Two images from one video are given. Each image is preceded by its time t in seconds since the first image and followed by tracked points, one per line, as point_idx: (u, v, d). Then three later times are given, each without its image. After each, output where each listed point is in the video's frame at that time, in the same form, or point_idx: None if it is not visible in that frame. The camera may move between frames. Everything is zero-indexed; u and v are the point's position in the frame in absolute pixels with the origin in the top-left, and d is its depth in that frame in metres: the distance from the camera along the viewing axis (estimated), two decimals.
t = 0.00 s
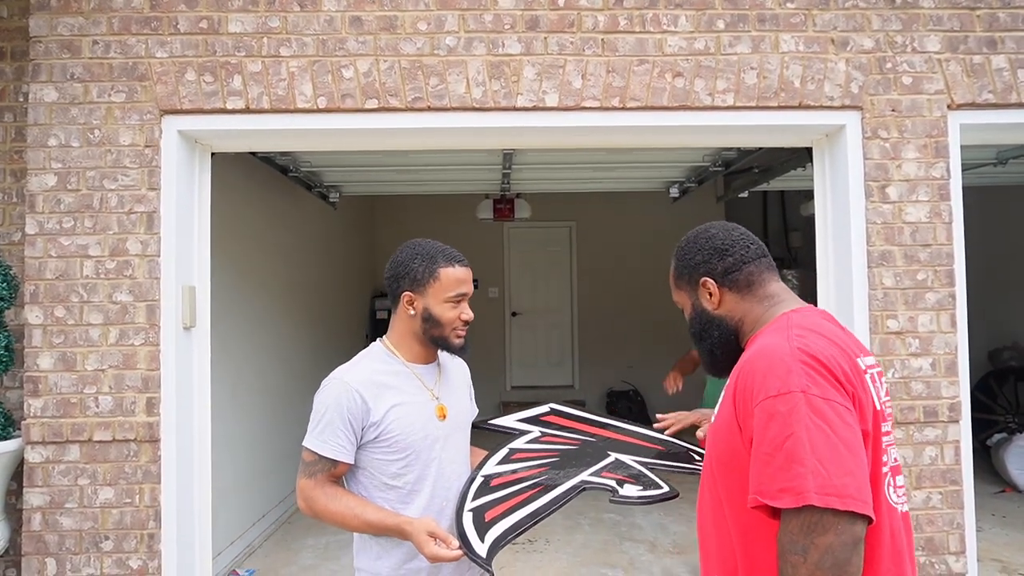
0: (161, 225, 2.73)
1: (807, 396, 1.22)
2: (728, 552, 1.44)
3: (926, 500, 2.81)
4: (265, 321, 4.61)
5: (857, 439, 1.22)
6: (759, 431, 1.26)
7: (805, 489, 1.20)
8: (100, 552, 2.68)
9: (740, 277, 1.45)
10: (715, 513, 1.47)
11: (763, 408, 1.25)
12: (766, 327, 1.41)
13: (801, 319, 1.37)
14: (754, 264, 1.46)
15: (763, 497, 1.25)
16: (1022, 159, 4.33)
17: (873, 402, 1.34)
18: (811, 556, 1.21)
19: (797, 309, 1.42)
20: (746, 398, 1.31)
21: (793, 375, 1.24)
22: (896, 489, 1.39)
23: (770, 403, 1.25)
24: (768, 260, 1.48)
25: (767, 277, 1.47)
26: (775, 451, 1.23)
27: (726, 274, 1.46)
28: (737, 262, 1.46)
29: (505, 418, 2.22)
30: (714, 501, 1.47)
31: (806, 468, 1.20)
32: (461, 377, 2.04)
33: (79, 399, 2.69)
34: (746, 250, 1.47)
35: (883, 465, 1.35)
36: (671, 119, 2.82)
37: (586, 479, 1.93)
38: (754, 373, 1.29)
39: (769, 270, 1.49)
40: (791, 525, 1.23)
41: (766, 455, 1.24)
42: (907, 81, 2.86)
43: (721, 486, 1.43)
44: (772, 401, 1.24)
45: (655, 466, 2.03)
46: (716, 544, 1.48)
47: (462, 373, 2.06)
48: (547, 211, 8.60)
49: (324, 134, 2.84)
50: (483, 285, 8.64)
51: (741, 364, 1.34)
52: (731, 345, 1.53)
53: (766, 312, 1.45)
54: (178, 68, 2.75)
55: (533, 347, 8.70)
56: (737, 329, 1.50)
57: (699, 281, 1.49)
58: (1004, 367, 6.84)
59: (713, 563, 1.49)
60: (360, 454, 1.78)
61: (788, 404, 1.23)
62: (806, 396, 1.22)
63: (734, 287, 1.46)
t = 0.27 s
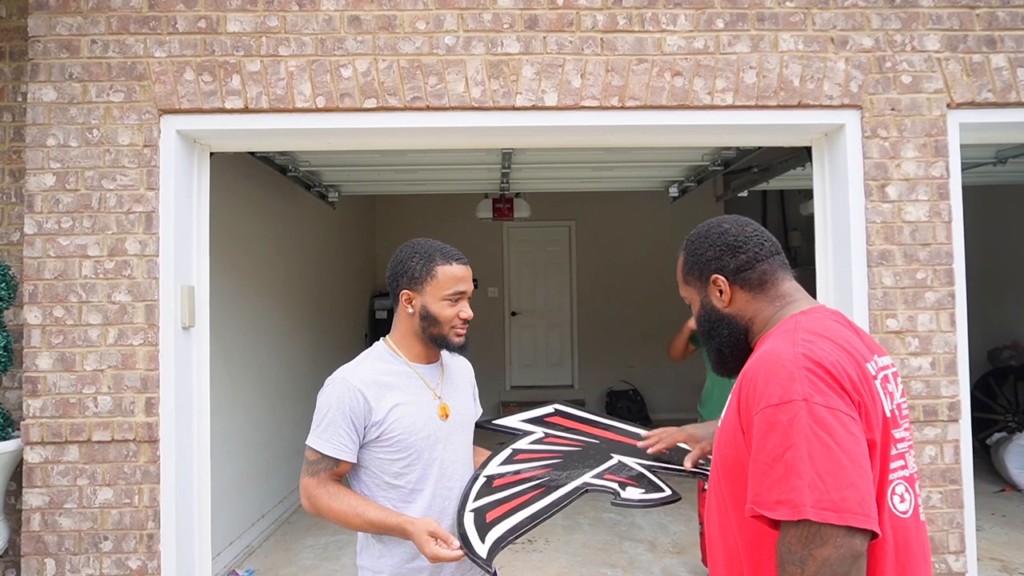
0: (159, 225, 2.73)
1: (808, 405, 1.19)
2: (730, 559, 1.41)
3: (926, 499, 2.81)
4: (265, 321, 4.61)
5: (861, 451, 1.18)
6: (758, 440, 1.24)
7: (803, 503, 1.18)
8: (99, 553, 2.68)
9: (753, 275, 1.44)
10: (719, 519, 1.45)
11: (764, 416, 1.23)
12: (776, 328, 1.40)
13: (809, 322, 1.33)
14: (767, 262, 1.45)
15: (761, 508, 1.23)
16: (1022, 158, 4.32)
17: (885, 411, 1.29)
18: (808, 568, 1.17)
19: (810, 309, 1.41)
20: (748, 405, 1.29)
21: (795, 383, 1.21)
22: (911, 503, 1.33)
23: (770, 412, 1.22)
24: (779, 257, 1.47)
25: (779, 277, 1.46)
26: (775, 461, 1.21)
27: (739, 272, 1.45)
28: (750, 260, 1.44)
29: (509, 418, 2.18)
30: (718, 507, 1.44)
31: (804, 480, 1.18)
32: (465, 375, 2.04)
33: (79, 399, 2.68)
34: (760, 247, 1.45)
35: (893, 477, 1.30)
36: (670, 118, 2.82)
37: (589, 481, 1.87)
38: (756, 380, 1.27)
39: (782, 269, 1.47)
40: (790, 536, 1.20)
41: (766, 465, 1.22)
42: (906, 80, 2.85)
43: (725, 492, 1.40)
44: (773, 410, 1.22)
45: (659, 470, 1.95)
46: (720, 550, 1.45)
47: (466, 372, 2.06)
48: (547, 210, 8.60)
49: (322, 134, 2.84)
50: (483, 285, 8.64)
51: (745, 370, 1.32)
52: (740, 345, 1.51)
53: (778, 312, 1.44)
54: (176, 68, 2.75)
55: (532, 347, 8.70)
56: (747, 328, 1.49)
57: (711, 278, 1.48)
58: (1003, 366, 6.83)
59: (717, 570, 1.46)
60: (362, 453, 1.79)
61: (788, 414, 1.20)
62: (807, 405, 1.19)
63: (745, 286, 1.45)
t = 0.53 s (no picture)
0: (157, 226, 2.72)
1: (815, 410, 1.18)
2: (733, 564, 1.40)
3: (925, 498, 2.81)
4: (263, 321, 4.60)
5: (869, 456, 1.18)
6: (764, 448, 1.22)
7: (812, 512, 1.16)
8: (98, 553, 2.67)
9: (751, 276, 1.43)
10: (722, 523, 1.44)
11: (769, 422, 1.22)
12: (777, 329, 1.40)
13: (811, 324, 1.33)
14: (765, 262, 1.44)
15: (767, 517, 1.22)
16: (1021, 158, 4.32)
17: (888, 413, 1.29)
18: None
19: (812, 309, 1.40)
20: (752, 410, 1.28)
21: (801, 388, 1.20)
22: (914, 505, 1.34)
23: (776, 418, 1.21)
24: (780, 256, 1.46)
25: (780, 277, 1.45)
26: (782, 469, 1.20)
27: (737, 273, 1.44)
28: (749, 260, 1.43)
29: (512, 417, 2.18)
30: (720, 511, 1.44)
31: (813, 488, 1.16)
32: (467, 374, 2.04)
33: (77, 400, 2.68)
34: (759, 246, 1.44)
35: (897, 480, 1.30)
36: (668, 117, 2.82)
37: (590, 482, 1.86)
38: (760, 385, 1.26)
39: (783, 267, 1.46)
40: (799, 544, 1.19)
41: (772, 472, 1.21)
42: (905, 79, 2.86)
43: (727, 497, 1.39)
44: (779, 415, 1.21)
45: (660, 471, 1.95)
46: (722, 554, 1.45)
47: (468, 370, 2.06)
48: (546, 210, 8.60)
49: (321, 134, 2.84)
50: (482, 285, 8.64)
51: (748, 374, 1.31)
52: (739, 346, 1.52)
53: (779, 313, 1.44)
54: (174, 68, 2.74)
55: (532, 346, 8.70)
56: (746, 329, 1.49)
57: (709, 278, 1.48)
58: (1002, 365, 6.84)
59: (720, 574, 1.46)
60: (363, 453, 1.79)
61: (796, 420, 1.19)
62: (814, 411, 1.18)
63: (744, 286, 1.44)
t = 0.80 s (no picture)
0: (157, 226, 2.72)
1: (813, 413, 1.18)
2: (730, 567, 1.40)
3: (925, 497, 2.82)
4: (263, 321, 4.60)
5: (867, 458, 1.18)
6: (761, 450, 1.22)
7: (810, 517, 1.16)
8: (98, 553, 2.67)
9: (746, 276, 1.42)
10: (718, 525, 1.44)
11: (767, 425, 1.22)
12: (772, 331, 1.40)
13: (807, 325, 1.33)
14: (761, 263, 1.43)
15: (764, 520, 1.22)
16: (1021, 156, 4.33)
17: (885, 415, 1.29)
18: None
19: (810, 309, 1.42)
20: (749, 413, 1.28)
21: (799, 391, 1.20)
22: (910, 506, 1.34)
23: (774, 421, 1.21)
24: (776, 256, 1.45)
25: (775, 277, 1.44)
26: (779, 472, 1.20)
27: (733, 274, 1.43)
28: (744, 261, 1.42)
29: (515, 417, 2.18)
30: (716, 512, 1.44)
31: (811, 492, 1.16)
32: (468, 373, 2.04)
33: (78, 400, 2.68)
34: (754, 247, 1.42)
35: (894, 482, 1.30)
36: (668, 117, 2.83)
37: (590, 481, 1.86)
38: (757, 387, 1.26)
39: (779, 267, 1.45)
40: (796, 548, 1.18)
41: (769, 475, 1.21)
42: (904, 79, 2.86)
43: (723, 499, 1.39)
44: (776, 418, 1.21)
45: (663, 469, 1.92)
46: (718, 555, 1.45)
47: (470, 368, 2.06)
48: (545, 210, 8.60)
49: (321, 134, 2.84)
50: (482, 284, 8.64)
51: (744, 376, 1.31)
52: (734, 344, 1.53)
53: (773, 313, 1.45)
54: (174, 68, 2.74)
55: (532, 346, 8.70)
56: (741, 329, 1.49)
57: (704, 279, 1.47)
58: (1002, 364, 6.84)
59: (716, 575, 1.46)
60: (365, 452, 1.79)
61: (793, 422, 1.19)
62: (812, 413, 1.18)
63: (739, 287, 1.43)
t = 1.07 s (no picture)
0: (158, 227, 2.72)
1: (797, 414, 1.17)
2: (717, 565, 1.41)
3: (926, 497, 2.81)
4: (263, 321, 4.60)
5: (851, 460, 1.17)
6: (745, 451, 1.22)
7: (791, 517, 1.16)
8: (99, 554, 2.68)
9: (739, 276, 1.42)
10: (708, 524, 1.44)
11: (751, 426, 1.22)
12: (762, 331, 1.39)
13: (797, 325, 1.32)
14: (755, 263, 1.42)
15: (747, 520, 1.22)
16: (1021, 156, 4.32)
17: (874, 416, 1.28)
18: None
19: (800, 310, 1.40)
20: (735, 413, 1.27)
21: (784, 392, 1.20)
22: (900, 507, 1.33)
23: (758, 422, 1.21)
24: (770, 256, 1.44)
25: (768, 278, 1.44)
26: (762, 473, 1.20)
27: (726, 274, 1.43)
28: (738, 261, 1.42)
29: (515, 417, 2.14)
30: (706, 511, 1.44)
31: (793, 493, 1.16)
32: (470, 373, 2.03)
33: (78, 400, 2.68)
34: (748, 248, 1.42)
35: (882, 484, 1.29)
36: (669, 117, 2.82)
37: (590, 481, 1.87)
38: (744, 387, 1.26)
39: (773, 268, 1.45)
40: (778, 548, 1.18)
41: (753, 476, 1.21)
42: (904, 78, 2.86)
43: (711, 497, 1.39)
44: (761, 419, 1.21)
45: (663, 470, 1.92)
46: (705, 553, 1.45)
47: (472, 368, 2.05)
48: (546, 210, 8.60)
49: (322, 134, 2.84)
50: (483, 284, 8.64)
51: (732, 376, 1.31)
52: (727, 344, 1.53)
53: (765, 314, 1.44)
54: (174, 68, 2.75)
55: (532, 346, 8.70)
56: (734, 329, 1.49)
57: (697, 278, 1.47)
58: (1003, 364, 6.83)
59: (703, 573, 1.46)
60: (367, 451, 1.79)
61: (777, 424, 1.19)
62: (796, 415, 1.17)
63: (732, 287, 1.43)
